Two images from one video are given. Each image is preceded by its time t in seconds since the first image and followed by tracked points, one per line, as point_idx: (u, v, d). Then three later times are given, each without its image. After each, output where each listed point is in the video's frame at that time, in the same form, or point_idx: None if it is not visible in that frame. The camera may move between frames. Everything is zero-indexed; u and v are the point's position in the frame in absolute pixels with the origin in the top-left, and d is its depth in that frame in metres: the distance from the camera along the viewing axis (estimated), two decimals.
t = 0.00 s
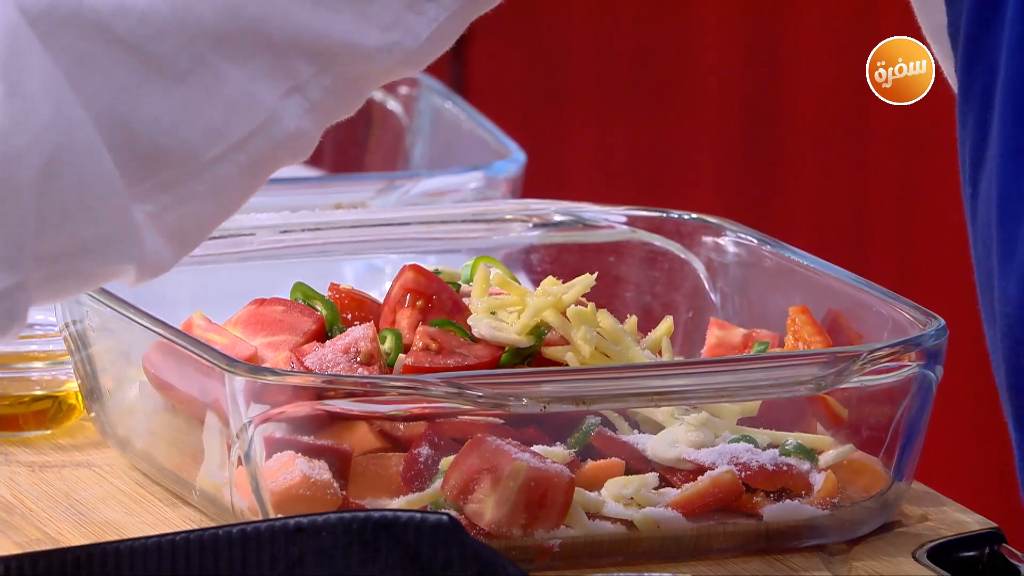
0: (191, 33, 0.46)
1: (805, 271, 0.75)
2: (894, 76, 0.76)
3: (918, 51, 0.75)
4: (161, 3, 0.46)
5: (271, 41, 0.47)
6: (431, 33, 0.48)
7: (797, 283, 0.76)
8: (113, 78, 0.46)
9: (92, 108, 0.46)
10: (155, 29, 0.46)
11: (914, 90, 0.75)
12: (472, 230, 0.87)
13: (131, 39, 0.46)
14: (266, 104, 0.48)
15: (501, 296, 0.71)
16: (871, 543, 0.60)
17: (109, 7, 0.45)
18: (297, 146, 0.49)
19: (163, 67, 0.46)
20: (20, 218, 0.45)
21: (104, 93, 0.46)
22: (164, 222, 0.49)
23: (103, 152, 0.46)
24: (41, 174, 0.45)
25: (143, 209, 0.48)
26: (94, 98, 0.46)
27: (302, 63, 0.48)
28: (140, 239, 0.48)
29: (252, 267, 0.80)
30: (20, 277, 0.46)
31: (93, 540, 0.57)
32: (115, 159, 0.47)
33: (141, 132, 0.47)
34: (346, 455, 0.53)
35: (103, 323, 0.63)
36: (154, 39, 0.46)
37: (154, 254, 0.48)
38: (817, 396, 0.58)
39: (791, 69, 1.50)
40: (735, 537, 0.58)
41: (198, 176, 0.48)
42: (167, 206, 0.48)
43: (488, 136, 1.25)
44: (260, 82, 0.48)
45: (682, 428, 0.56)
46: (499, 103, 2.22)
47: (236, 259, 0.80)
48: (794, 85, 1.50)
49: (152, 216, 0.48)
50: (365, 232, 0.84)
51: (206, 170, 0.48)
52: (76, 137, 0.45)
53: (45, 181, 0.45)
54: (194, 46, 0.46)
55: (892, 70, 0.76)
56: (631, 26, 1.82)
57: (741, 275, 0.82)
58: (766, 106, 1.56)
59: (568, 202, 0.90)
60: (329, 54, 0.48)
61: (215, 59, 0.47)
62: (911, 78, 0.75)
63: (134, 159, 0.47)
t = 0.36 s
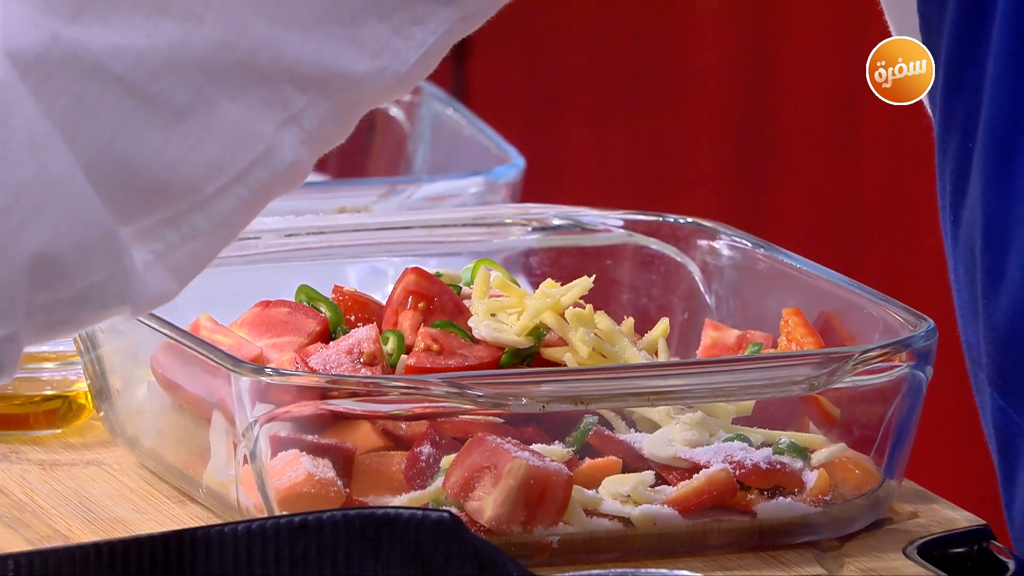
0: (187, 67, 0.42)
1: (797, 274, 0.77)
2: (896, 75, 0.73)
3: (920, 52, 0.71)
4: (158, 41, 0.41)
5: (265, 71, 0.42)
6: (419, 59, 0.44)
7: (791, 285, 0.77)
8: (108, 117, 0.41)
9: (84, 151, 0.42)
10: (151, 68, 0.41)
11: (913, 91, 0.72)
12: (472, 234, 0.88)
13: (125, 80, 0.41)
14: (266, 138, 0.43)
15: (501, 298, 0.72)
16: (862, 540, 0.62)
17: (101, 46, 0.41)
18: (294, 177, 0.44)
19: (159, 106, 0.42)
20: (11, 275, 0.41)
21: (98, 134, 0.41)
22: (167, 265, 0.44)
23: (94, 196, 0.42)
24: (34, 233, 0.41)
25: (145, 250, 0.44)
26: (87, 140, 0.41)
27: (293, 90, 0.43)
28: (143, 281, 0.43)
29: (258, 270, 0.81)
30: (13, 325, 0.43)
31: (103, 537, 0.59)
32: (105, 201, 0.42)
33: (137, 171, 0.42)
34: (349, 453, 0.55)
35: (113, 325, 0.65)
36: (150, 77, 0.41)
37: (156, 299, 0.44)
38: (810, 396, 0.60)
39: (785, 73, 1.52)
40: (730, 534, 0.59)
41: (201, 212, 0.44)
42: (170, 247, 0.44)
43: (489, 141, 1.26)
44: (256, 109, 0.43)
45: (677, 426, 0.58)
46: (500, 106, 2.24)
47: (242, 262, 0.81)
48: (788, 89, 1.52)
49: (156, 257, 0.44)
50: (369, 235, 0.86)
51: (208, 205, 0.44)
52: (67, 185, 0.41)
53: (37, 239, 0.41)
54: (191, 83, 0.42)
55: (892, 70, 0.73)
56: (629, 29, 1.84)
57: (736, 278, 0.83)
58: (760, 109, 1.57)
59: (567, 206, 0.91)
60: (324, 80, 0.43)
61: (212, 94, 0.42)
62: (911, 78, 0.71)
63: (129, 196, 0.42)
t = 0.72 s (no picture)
0: (185, 39, 0.43)
1: (792, 278, 0.78)
2: (896, 75, 0.68)
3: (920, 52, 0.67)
4: (156, 10, 0.43)
5: (268, 53, 0.44)
6: (425, 48, 0.46)
7: (786, 289, 0.78)
8: (111, 88, 0.43)
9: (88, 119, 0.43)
10: (151, 38, 0.43)
11: (914, 91, 0.68)
12: (474, 240, 0.89)
13: (127, 52, 0.43)
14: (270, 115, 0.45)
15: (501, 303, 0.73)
16: (857, 539, 0.63)
17: (97, 15, 0.42)
18: (302, 160, 0.46)
19: (159, 77, 0.43)
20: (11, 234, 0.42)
21: (102, 105, 0.43)
22: (174, 237, 0.46)
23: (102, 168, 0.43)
24: (36, 191, 0.42)
25: (152, 223, 0.46)
26: (92, 109, 0.43)
27: (298, 70, 0.45)
28: (151, 254, 0.45)
29: (261, 275, 0.82)
30: (10, 281, 0.43)
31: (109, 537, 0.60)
32: (112, 174, 0.44)
33: (142, 145, 0.44)
34: (352, 455, 0.56)
35: (120, 329, 0.66)
36: (152, 48, 0.43)
37: (164, 271, 0.46)
38: (805, 399, 0.61)
39: (780, 76, 1.53)
40: (726, 534, 0.60)
41: (205, 186, 0.46)
42: (177, 220, 0.46)
43: (488, 148, 1.27)
44: (258, 88, 0.45)
45: (675, 429, 0.59)
46: (500, 109, 2.25)
47: (245, 266, 0.82)
48: (783, 92, 1.53)
49: (164, 230, 0.46)
50: (371, 241, 0.87)
51: (212, 178, 0.46)
52: (72, 153, 0.42)
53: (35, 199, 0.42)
54: (191, 58, 0.44)
55: (893, 69, 0.69)
56: (625, 32, 1.85)
57: (732, 282, 0.84)
58: (756, 113, 1.59)
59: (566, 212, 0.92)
60: (328, 63, 0.45)
61: (212, 70, 0.44)
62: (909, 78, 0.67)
63: (136, 170, 0.44)
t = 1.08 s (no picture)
0: (191, 31, 0.44)
1: (788, 285, 0.79)
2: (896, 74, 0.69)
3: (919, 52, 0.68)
4: (160, 3, 0.44)
5: (273, 46, 0.46)
6: (431, 48, 0.48)
7: (781, 296, 0.80)
8: (119, 77, 0.44)
9: (98, 108, 0.44)
10: (154, 30, 0.44)
11: (914, 91, 0.68)
12: (474, 247, 0.91)
13: (132, 41, 0.44)
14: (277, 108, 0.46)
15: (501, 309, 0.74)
16: (851, 542, 0.64)
17: (103, 5, 0.44)
18: (309, 155, 0.48)
19: (162, 68, 0.45)
20: (19, 215, 0.43)
21: (110, 95, 0.44)
22: (182, 229, 0.47)
23: (112, 156, 0.44)
24: (45, 175, 0.43)
25: (160, 214, 0.46)
26: (102, 99, 0.44)
27: (302, 66, 0.47)
28: (160, 244, 0.46)
29: (265, 282, 0.83)
30: (18, 264, 0.44)
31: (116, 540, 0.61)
32: (122, 164, 0.45)
33: (151, 135, 0.45)
34: (354, 458, 0.57)
35: (126, 335, 0.67)
36: (155, 39, 0.44)
37: (172, 262, 0.47)
38: (800, 404, 0.62)
39: (778, 82, 1.54)
40: (722, 536, 0.62)
41: (212, 178, 0.47)
42: (186, 212, 0.47)
43: (489, 158, 1.28)
44: (263, 80, 0.46)
45: (672, 433, 0.60)
46: (500, 113, 2.26)
47: (250, 274, 0.83)
48: (781, 99, 1.54)
49: (172, 221, 0.47)
50: (373, 249, 0.88)
51: (220, 170, 0.47)
52: (81, 138, 0.43)
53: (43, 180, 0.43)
54: (197, 49, 0.45)
55: (893, 69, 0.70)
56: (624, 36, 1.86)
57: (728, 289, 0.85)
58: (754, 120, 1.60)
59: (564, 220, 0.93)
60: (333, 59, 0.47)
61: (218, 61, 0.45)
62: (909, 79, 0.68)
63: (144, 160, 0.45)
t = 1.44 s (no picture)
0: (195, 44, 0.45)
1: (781, 293, 0.80)
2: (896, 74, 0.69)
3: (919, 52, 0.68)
4: (164, 19, 0.45)
5: (276, 60, 0.46)
6: (433, 64, 0.48)
7: (776, 304, 0.81)
8: (126, 91, 0.45)
9: (105, 122, 0.45)
10: (159, 45, 0.45)
11: (914, 91, 0.68)
12: (475, 256, 0.92)
13: (138, 55, 0.45)
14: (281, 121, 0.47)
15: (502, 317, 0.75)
16: (845, 545, 0.65)
17: (107, 21, 0.44)
18: (314, 168, 0.48)
19: (169, 80, 0.45)
20: (25, 223, 0.44)
21: (117, 108, 0.45)
22: (188, 241, 0.48)
23: (117, 169, 0.45)
24: (50, 186, 0.44)
25: (166, 226, 0.48)
26: (109, 114, 0.45)
27: (306, 80, 0.47)
28: (165, 255, 0.47)
29: (269, 291, 0.84)
30: (27, 272, 0.46)
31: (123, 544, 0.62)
32: (128, 177, 0.46)
33: (157, 149, 0.46)
34: (357, 463, 0.58)
35: (133, 342, 0.68)
36: (161, 54, 0.45)
37: (178, 272, 0.48)
38: (795, 410, 0.63)
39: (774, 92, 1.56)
40: (719, 540, 0.62)
41: (218, 191, 0.48)
42: (191, 224, 0.48)
43: (489, 168, 1.30)
44: (268, 95, 0.47)
45: (669, 439, 0.61)
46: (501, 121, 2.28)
47: (254, 282, 0.84)
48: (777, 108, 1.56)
49: (177, 233, 0.48)
50: (375, 257, 0.89)
51: (226, 183, 0.48)
52: (85, 148, 0.44)
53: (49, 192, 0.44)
54: (202, 61, 0.45)
55: (892, 69, 0.69)
56: (622, 44, 1.87)
57: (725, 297, 0.86)
58: (752, 128, 1.61)
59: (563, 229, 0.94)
60: (337, 73, 0.47)
61: (223, 75, 0.46)
62: (909, 78, 0.68)
63: (150, 173, 0.46)
